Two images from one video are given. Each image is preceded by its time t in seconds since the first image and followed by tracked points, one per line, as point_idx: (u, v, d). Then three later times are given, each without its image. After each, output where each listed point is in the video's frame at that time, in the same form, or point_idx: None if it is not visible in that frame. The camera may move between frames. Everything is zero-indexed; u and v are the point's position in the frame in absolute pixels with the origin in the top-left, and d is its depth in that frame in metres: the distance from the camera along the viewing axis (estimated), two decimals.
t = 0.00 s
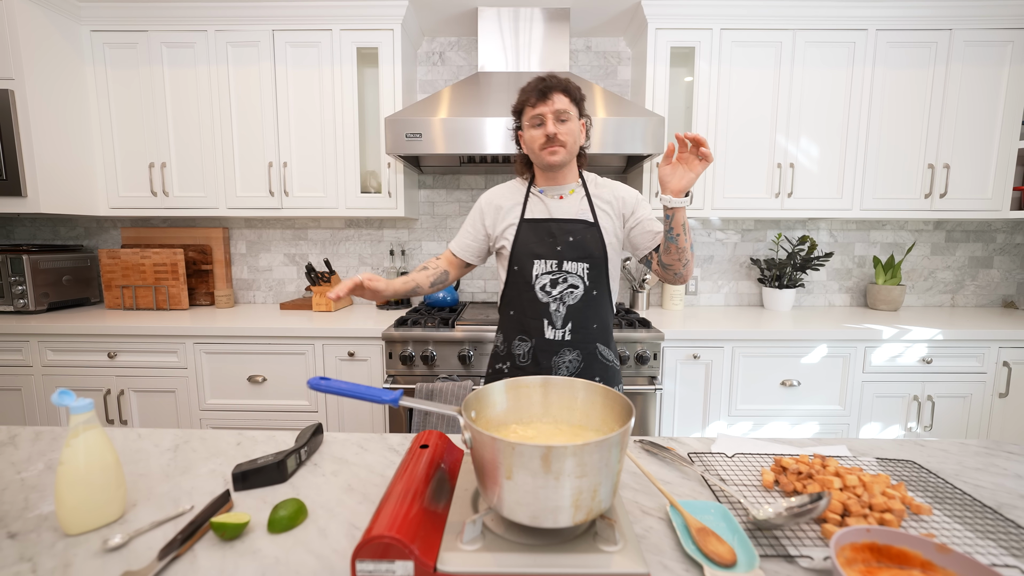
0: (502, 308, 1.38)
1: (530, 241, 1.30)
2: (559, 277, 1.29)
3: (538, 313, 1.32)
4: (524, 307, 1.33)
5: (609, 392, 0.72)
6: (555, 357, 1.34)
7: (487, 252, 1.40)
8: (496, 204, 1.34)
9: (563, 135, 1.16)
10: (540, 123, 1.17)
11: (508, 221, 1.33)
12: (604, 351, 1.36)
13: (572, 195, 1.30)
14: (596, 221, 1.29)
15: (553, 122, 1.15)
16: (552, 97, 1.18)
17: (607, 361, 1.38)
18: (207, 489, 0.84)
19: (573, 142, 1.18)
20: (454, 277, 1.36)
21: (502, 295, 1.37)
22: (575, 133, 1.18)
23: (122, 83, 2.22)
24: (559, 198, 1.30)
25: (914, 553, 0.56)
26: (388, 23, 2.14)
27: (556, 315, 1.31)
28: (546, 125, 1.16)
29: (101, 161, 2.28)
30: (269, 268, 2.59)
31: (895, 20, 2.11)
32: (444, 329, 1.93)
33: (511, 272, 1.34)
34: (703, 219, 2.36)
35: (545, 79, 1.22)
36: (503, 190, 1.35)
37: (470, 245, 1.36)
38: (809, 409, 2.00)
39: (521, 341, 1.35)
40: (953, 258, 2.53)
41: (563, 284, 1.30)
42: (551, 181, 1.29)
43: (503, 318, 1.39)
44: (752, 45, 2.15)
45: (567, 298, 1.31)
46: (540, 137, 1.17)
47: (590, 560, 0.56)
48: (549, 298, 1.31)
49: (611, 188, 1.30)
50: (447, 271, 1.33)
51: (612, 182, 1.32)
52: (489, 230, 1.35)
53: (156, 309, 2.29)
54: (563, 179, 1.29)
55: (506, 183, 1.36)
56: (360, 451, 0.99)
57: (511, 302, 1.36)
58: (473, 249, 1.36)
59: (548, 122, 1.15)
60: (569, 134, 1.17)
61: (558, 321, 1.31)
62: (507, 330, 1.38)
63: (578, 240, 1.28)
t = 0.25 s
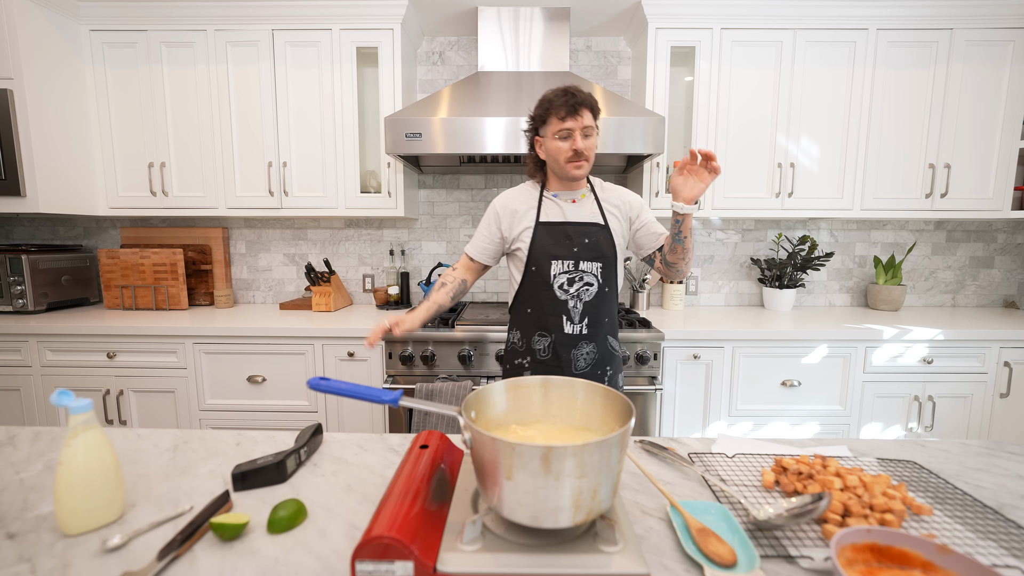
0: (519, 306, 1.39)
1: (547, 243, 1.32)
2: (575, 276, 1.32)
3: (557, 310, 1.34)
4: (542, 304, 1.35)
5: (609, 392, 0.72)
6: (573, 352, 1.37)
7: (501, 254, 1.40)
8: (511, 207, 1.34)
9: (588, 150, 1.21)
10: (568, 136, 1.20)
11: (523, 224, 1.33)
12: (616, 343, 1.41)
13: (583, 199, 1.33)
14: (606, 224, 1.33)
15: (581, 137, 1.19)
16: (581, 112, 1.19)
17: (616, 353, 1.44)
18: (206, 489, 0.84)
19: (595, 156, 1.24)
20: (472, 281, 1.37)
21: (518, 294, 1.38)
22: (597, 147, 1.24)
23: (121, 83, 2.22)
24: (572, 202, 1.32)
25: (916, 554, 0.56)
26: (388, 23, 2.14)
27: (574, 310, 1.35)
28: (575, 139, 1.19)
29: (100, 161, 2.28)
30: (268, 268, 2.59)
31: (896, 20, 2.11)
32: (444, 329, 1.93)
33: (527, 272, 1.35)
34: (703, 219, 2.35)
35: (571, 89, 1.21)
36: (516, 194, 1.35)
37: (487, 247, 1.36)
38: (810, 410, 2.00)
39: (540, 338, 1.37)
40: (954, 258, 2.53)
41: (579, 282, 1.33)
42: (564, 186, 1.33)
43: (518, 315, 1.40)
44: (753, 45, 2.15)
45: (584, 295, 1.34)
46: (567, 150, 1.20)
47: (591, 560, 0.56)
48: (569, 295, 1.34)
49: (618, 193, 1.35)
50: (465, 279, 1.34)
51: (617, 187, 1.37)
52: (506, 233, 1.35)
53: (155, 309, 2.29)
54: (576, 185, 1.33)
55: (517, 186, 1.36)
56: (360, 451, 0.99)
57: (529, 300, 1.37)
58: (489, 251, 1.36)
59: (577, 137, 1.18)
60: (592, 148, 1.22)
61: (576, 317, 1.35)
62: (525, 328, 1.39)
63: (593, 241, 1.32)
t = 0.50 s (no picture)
0: (527, 301, 1.38)
1: (557, 241, 1.31)
2: (584, 273, 1.32)
3: (566, 306, 1.34)
4: (551, 300, 1.35)
5: (609, 392, 0.72)
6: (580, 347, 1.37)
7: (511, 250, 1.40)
8: (521, 205, 1.33)
9: (602, 155, 1.22)
10: (582, 141, 1.20)
11: (534, 224, 1.33)
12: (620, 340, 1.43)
13: (591, 200, 1.33)
14: (612, 224, 1.33)
15: (596, 143, 1.20)
16: (596, 117, 1.20)
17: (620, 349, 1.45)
18: (206, 489, 0.84)
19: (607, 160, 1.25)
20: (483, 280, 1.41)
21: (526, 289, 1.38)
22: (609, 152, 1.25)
23: (121, 83, 2.22)
24: (580, 203, 1.32)
25: (916, 554, 0.56)
26: (388, 23, 2.14)
27: (583, 306, 1.35)
28: (589, 145, 1.20)
29: (100, 161, 2.28)
30: (268, 268, 2.59)
31: (896, 20, 2.11)
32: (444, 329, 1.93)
33: (536, 268, 1.34)
34: (704, 219, 2.35)
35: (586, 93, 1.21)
36: (525, 193, 1.35)
37: (499, 244, 1.35)
38: (810, 410, 2.00)
39: (548, 333, 1.36)
40: (954, 257, 2.53)
41: (588, 280, 1.33)
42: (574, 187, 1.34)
43: (525, 310, 1.40)
44: (753, 45, 2.15)
45: (592, 291, 1.34)
46: (581, 155, 1.21)
47: (591, 560, 0.56)
48: (577, 292, 1.34)
49: (624, 195, 1.36)
50: (478, 282, 1.37)
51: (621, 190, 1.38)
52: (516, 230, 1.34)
53: (155, 309, 2.29)
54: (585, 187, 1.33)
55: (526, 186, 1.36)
56: (360, 451, 0.99)
57: (537, 295, 1.36)
58: (500, 247, 1.36)
59: (592, 143, 1.19)
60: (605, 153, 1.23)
61: (583, 312, 1.35)
62: (532, 322, 1.38)
63: (602, 241, 1.32)
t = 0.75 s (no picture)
0: (529, 300, 1.38)
1: (561, 240, 1.31)
2: (588, 273, 1.32)
3: (568, 305, 1.35)
4: (553, 300, 1.35)
5: (609, 392, 0.72)
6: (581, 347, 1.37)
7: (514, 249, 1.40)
8: (525, 204, 1.33)
9: (610, 156, 1.22)
10: (591, 142, 1.20)
11: (538, 223, 1.32)
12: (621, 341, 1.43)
13: (596, 200, 1.33)
14: (616, 225, 1.33)
15: (605, 144, 1.20)
16: (606, 118, 1.20)
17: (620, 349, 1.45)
18: (206, 489, 0.84)
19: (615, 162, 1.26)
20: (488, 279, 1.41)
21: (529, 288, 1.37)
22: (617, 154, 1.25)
23: (121, 83, 2.22)
24: (585, 202, 1.32)
25: (915, 554, 0.56)
26: (388, 23, 2.14)
27: (585, 306, 1.35)
28: (598, 146, 1.19)
29: (100, 161, 2.28)
30: (268, 268, 2.59)
31: (896, 20, 2.11)
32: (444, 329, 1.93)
33: (540, 268, 1.34)
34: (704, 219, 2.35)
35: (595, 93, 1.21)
36: (529, 192, 1.34)
37: (502, 243, 1.36)
38: (810, 410, 2.00)
39: (550, 332, 1.36)
40: (954, 257, 2.53)
41: (591, 280, 1.33)
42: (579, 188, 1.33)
43: (527, 309, 1.40)
44: (753, 45, 2.15)
45: (595, 292, 1.34)
46: (589, 156, 1.20)
47: (590, 560, 0.56)
48: (580, 292, 1.34)
49: (628, 196, 1.36)
50: (483, 282, 1.38)
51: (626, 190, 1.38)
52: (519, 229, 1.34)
53: (155, 309, 2.29)
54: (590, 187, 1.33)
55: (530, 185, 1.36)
56: (360, 451, 0.99)
57: (540, 294, 1.36)
58: (502, 246, 1.37)
59: (601, 144, 1.19)
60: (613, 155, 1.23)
61: (586, 312, 1.35)
62: (534, 321, 1.38)
63: (606, 241, 1.32)
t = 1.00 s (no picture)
0: (527, 304, 1.39)
1: (560, 242, 1.31)
2: (586, 276, 1.32)
3: (566, 310, 1.34)
4: (551, 304, 1.35)
5: (609, 392, 0.72)
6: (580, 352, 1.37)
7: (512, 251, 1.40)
8: (523, 204, 1.33)
9: (613, 153, 1.22)
10: (594, 139, 1.20)
11: (535, 224, 1.33)
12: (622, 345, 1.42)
13: (598, 199, 1.33)
14: (618, 225, 1.33)
15: (608, 141, 1.20)
16: (608, 115, 1.20)
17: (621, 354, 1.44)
18: (206, 489, 0.84)
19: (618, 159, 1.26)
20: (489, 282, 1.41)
21: (527, 292, 1.38)
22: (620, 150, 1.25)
23: (121, 83, 2.22)
24: (585, 201, 1.32)
25: (915, 554, 0.56)
26: (388, 23, 2.14)
27: (584, 310, 1.35)
28: (601, 143, 1.19)
29: (100, 161, 2.28)
30: (268, 268, 2.59)
31: (896, 20, 2.11)
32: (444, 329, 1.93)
33: (538, 270, 1.34)
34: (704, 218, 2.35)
35: (597, 88, 1.21)
36: (527, 189, 1.35)
37: (499, 244, 1.36)
38: (810, 410, 2.00)
39: (548, 336, 1.36)
40: (955, 257, 2.53)
41: (590, 283, 1.33)
42: (581, 185, 1.33)
43: (526, 312, 1.40)
44: (753, 45, 2.15)
45: (594, 295, 1.34)
46: (592, 153, 1.20)
47: (590, 560, 0.56)
48: (578, 295, 1.34)
49: (631, 196, 1.35)
50: (484, 285, 1.38)
51: (630, 189, 1.37)
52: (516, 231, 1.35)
53: (155, 309, 2.29)
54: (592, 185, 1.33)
55: (531, 183, 1.36)
56: (360, 451, 0.99)
57: (538, 298, 1.37)
58: (501, 248, 1.37)
59: (605, 141, 1.19)
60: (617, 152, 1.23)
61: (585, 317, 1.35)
62: (532, 326, 1.38)
63: (606, 243, 1.32)
